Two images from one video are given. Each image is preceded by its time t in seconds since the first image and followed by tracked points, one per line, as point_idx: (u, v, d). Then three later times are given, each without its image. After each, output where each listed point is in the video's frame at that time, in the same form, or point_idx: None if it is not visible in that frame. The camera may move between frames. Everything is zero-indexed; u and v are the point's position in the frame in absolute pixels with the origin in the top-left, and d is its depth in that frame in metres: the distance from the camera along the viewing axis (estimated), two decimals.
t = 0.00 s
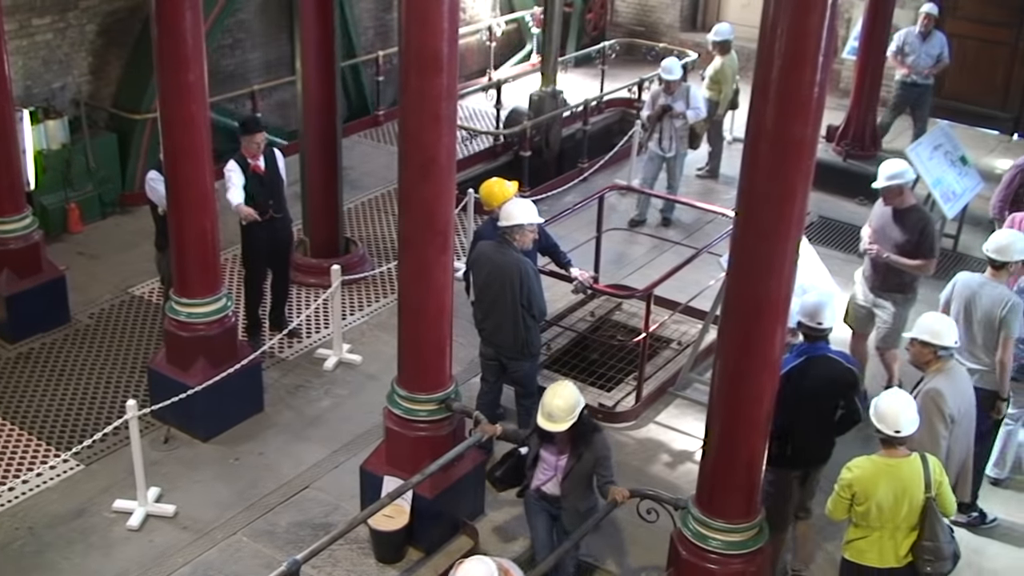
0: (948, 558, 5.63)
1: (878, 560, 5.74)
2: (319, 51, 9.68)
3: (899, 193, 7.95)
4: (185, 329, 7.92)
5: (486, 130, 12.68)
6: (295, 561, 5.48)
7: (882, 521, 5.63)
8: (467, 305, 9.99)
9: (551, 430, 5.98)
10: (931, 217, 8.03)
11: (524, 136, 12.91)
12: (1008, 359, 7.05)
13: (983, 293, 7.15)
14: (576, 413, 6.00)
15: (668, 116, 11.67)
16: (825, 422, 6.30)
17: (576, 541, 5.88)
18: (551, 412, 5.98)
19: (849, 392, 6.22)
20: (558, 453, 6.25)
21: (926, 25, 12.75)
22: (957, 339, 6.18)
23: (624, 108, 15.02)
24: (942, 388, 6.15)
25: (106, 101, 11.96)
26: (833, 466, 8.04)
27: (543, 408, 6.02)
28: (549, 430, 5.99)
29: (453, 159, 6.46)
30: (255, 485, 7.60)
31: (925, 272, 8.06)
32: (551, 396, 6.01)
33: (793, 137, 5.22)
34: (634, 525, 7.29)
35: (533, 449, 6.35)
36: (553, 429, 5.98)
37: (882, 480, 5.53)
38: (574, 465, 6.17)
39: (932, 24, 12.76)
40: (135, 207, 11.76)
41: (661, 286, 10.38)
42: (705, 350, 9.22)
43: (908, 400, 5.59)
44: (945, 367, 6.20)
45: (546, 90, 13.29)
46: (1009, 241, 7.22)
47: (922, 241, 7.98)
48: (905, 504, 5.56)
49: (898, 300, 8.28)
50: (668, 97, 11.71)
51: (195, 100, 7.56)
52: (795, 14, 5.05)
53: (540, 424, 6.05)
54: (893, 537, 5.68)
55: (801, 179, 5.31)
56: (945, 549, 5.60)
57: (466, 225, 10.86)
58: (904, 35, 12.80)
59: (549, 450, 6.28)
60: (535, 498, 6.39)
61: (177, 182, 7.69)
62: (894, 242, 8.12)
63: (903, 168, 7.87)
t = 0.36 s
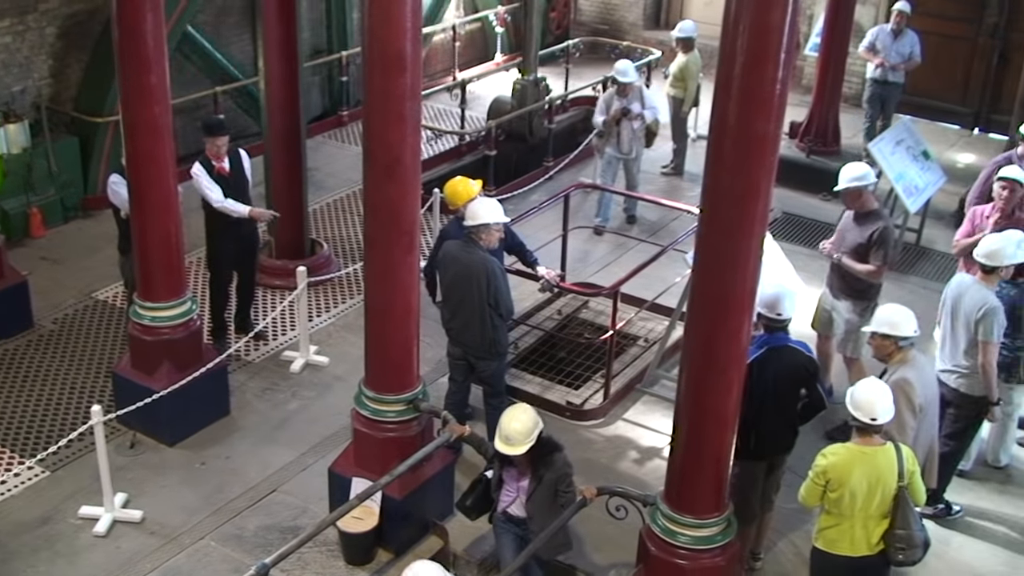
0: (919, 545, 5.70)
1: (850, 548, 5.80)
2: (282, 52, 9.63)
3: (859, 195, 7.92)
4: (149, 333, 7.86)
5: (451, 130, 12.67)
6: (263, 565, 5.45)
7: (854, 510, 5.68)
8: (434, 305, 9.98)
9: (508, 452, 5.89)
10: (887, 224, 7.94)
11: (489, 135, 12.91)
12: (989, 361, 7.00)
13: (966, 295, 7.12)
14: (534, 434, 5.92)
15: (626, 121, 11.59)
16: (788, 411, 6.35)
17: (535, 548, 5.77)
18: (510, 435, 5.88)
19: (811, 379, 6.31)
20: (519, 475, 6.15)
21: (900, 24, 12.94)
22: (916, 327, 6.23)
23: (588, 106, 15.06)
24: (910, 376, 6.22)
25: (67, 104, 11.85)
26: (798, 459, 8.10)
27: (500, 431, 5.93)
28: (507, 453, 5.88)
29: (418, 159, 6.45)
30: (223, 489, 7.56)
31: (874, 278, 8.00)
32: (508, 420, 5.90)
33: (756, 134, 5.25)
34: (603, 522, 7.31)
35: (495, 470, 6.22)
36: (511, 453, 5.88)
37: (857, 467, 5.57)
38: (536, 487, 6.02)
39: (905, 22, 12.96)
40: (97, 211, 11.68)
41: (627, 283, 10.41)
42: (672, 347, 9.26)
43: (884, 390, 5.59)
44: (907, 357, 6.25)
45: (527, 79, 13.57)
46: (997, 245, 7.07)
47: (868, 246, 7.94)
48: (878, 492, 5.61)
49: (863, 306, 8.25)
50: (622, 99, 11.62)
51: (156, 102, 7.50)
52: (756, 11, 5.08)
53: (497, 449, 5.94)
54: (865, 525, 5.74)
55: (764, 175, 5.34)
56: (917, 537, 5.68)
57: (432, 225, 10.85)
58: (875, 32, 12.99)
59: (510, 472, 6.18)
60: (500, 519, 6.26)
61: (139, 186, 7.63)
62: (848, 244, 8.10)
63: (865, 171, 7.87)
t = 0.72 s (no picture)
0: (874, 533, 5.73)
1: (805, 533, 5.84)
2: (243, 52, 9.58)
3: (830, 197, 7.81)
4: (111, 336, 7.79)
5: (414, 128, 12.64)
6: (230, 567, 5.42)
7: (808, 496, 5.72)
8: (399, 304, 9.96)
9: (472, 467, 5.80)
10: (852, 229, 7.79)
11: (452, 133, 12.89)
12: (951, 358, 6.95)
13: (944, 289, 7.09)
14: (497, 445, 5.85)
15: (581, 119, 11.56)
16: (753, 401, 6.44)
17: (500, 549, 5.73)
18: (473, 449, 5.80)
19: (774, 367, 6.38)
20: (485, 485, 6.08)
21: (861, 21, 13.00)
22: (864, 323, 6.28)
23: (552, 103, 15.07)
24: (865, 375, 6.22)
25: (24, 105, 11.71)
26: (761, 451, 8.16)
27: (463, 444, 5.84)
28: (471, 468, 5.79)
29: (381, 158, 6.43)
30: (188, 491, 7.50)
31: (834, 282, 7.90)
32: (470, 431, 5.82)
33: (718, 130, 5.27)
34: (571, 518, 7.32)
35: (459, 480, 6.14)
36: (475, 467, 5.80)
37: (812, 454, 5.62)
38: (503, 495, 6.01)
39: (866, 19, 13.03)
40: (56, 213, 11.56)
41: (592, 279, 10.43)
42: (637, 343, 9.29)
43: (842, 377, 5.65)
44: (860, 354, 6.26)
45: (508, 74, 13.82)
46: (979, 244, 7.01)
47: (828, 248, 7.82)
48: (833, 479, 5.66)
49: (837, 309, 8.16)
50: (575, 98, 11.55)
51: (116, 103, 7.43)
52: (715, 7, 5.11)
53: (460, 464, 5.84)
54: (820, 511, 5.77)
55: (726, 170, 5.36)
56: (871, 525, 5.71)
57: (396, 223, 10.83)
58: (838, 28, 13.12)
59: (475, 483, 6.10)
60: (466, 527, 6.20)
61: (100, 188, 7.56)
62: (815, 246, 8.00)
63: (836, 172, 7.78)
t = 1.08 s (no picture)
0: (833, 526, 5.74)
1: (765, 524, 5.87)
2: (209, 50, 9.50)
3: (801, 194, 7.84)
4: (79, 338, 7.72)
5: (382, 126, 12.59)
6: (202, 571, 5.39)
7: (768, 486, 5.76)
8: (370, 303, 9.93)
9: (438, 479, 5.73)
10: (823, 228, 7.82)
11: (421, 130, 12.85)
12: (941, 347, 7.01)
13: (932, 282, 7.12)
14: (462, 458, 5.78)
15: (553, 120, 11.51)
16: (732, 386, 6.45)
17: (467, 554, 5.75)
18: (438, 461, 5.72)
19: (754, 352, 6.43)
20: (448, 500, 5.95)
21: (834, 19, 13.01)
22: (813, 321, 6.22)
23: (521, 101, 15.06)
24: (819, 371, 6.23)
25: None
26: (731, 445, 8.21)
27: (428, 457, 5.76)
28: (436, 480, 5.73)
29: (349, 157, 6.40)
30: (159, 494, 7.46)
31: (806, 280, 7.94)
32: (436, 444, 5.74)
33: (686, 126, 5.29)
34: (545, 516, 7.33)
35: (423, 498, 6.00)
36: (440, 479, 5.72)
37: (770, 445, 5.68)
38: (468, 509, 5.92)
39: (838, 17, 13.03)
40: (22, 216, 11.51)
41: (562, 276, 10.44)
42: (608, 339, 9.31)
43: (801, 367, 5.69)
44: (812, 350, 6.24)
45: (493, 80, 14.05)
46: (972, 234, 7.00)
47: (798, 246, 7.85)
48: (791, 470, 5.69)
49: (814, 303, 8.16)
50: (548, 97, 11.55)
51: (81, 104, 7.36)
52: (682, 3, 5.12)
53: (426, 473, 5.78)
54: (780, 503, 5.80)
55: (695, 167, 5.38)
56: (830, 517, 5.72)
57: (366, 220, 10.79)
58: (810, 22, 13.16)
59: (438, 498, 5.96)
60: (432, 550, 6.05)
61: (65, 189, 7.49)
62: (786, 242, 8.04)
63: (808, 169, 7.81)
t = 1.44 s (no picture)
0: (813, 517, 5.76)
1: (745, 520, 5.91)
2: (182, 53, 9.46)
3: (778, 193, 7.84)
4: (53, 343, 7.67)
5: (357, 128, 12.56)
6: None
7: (748, 482, 5.77)
8: (346, 305, 9.92)
9: (396, 491, 5.62)
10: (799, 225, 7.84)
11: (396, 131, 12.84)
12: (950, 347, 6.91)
13: (935, 279, 7.00)
14: (423, 472, 5.67)
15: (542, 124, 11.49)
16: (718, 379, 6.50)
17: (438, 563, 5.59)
18: (396, 474, 5.61)
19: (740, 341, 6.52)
20: (406, 514, 5.81)
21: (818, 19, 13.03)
22: (768, 317, 6.16)
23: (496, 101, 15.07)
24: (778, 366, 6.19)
25: None
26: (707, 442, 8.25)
27: (387, 469, 5.65)
28: (393, 493, 5.62)
29: (323, 159, 6.39)
30: (135, 499, 7.41)
31: (787, 276, 7.97)
32: (398, 456, 5.63)
33: (660, 126, 5.30)
34: (522, 516, 7.34)
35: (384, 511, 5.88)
36: (397, 492, 5.61)
37: (747, 441, 5.68)
38: (429, 527, 5.78)
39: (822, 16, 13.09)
40: None
41: (538, 276, 10.46)
42: (584, 338, 9.33)
43: (772, 363, 5.71)
44: (770, 345, 6.23)
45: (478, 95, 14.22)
46: (971, 231, 6.99)
47: (777, 244, 7.86)
48: (768, 465, 5.71)
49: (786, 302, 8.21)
50: (538, 102, 11.55)
51: (53, 108, 7.32)
52: (654, 4, 5.13)
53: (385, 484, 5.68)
54: (759, 498, 5.83)
55: (668, 166, 5.40)
56: (810, 508, 5.74)
57: (341, 222, 10.76)
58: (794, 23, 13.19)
59: (398, 511, 5.82)
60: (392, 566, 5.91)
61: (37, 193, 7.43)
62: (762, 241, 8.07)
63: (784, 168, 7.79)
